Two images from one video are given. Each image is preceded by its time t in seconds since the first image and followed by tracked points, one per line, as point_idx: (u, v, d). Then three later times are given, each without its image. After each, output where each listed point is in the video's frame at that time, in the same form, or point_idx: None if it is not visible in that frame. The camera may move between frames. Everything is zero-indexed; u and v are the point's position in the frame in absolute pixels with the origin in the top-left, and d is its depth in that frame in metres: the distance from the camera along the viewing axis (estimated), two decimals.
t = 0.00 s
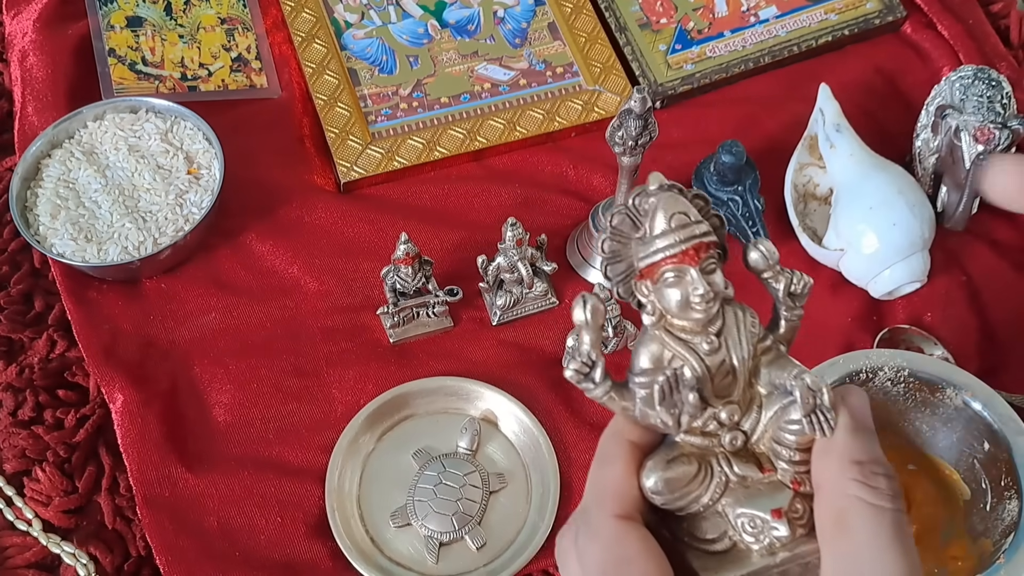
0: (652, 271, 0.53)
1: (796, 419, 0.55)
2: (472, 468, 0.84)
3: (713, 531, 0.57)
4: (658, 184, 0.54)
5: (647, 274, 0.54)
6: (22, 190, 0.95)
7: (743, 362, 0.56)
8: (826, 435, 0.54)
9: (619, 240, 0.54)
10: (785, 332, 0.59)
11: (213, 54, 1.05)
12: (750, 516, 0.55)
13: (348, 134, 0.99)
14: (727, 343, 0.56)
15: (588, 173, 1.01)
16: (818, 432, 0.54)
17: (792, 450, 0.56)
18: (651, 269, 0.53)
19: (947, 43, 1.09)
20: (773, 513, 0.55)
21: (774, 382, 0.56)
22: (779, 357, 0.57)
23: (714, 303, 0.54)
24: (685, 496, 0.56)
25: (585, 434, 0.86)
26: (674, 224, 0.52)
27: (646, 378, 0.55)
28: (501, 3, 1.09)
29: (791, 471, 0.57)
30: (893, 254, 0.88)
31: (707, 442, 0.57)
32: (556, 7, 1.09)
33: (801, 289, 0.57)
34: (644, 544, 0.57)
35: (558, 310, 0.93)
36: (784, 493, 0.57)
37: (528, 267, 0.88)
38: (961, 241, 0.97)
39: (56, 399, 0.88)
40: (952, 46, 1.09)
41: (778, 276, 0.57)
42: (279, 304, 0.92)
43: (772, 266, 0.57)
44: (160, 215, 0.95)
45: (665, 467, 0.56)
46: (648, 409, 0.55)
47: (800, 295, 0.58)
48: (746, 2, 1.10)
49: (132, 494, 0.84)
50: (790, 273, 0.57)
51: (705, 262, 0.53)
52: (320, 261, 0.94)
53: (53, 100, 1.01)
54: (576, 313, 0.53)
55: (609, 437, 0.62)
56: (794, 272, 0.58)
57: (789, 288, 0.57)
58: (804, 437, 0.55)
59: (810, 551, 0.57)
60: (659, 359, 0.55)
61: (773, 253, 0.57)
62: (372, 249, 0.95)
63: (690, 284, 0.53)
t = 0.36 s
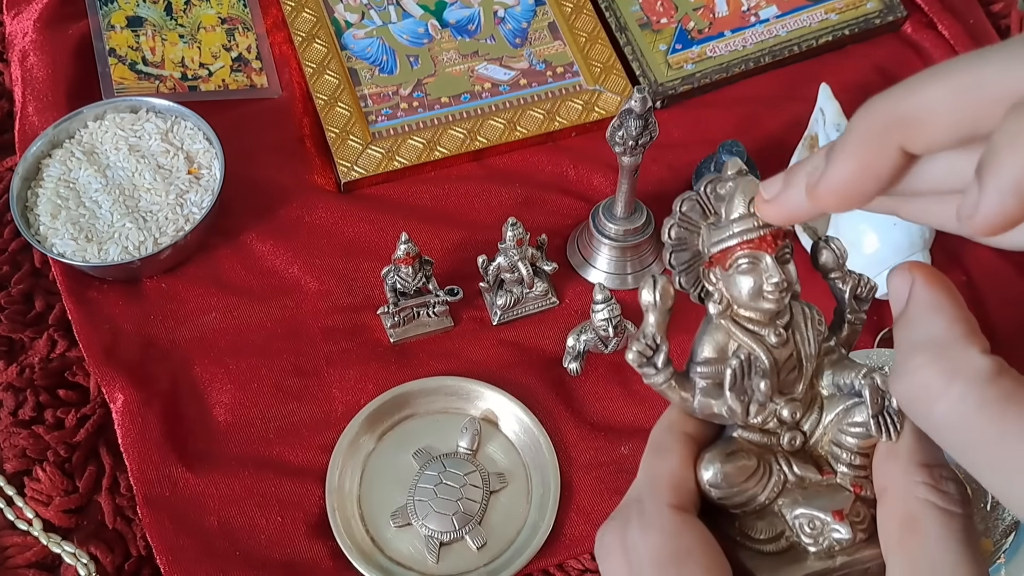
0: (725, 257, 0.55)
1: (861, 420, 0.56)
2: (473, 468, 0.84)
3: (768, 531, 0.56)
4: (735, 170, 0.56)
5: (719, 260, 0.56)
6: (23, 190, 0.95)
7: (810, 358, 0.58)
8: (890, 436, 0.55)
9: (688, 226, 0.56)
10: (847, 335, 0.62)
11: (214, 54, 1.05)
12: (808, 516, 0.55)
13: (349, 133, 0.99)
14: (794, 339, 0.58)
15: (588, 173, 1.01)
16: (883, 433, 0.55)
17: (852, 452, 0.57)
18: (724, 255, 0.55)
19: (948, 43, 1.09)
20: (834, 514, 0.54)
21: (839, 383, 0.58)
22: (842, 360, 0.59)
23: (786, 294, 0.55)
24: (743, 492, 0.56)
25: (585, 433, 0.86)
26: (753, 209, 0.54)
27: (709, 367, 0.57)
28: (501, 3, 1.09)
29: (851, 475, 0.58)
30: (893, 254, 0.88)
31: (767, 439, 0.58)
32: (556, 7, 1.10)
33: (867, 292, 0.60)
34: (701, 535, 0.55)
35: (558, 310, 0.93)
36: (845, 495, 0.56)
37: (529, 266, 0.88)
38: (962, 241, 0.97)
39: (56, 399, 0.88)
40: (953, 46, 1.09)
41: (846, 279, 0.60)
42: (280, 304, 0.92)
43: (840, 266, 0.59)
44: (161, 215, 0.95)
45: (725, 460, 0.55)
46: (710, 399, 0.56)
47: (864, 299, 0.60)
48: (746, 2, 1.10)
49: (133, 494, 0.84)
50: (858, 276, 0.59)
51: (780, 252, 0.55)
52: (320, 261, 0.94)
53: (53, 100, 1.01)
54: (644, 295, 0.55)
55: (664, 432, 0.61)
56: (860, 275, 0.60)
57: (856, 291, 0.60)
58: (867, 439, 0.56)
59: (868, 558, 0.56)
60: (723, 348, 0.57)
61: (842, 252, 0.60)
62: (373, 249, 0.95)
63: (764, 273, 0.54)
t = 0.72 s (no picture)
0: (721, 269, 0.54)
1: (856, 432, 0.56)
2: (473, 468, 0.84)
3: (764, 541, 0.56)
4: (732, 182, 0.55)
5: (715, 272, 0.55)
6: (23, 190, 0.95)
7: (806, 369, 0.57)
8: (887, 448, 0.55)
9: (684, 238, 0.55)
10: (842, 345, 0.60)
11: (214, 55, 1.05)
12: (804, 527, 0.55)
13: (349, 134, 0.99)
14: (790, 350, 0.57)
15: (588, 173, 1.01)
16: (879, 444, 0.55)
17: (848, 463, 0.57)
18: (720, 267, 0.54)
19: (948, 43, 1.09)
20: (829, 525, 0.54)
21: (835, 395, 0.57)
22: (838, 371, 0.58)
23: (782, 306, 0.54)
24: (739, 504, 0.55)
25: (586, 434, 0.86)
26: (749, 221, 0.53)
27: (704, 379, 0.56)
28: (501, 3, 1.09)
29: (847, 485, 0.57)
30: (894, 254, 0.87)
31: (763, 450, 0.57)
32: (556, 7, 1.10)
33: (863, 302, 0.59)
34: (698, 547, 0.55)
35: (559, 311, 0.93)
36: (841, 505, 0.56)
37: (530, 267, 0.88)
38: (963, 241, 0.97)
39: (56, 399, 0.88)
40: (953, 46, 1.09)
41: (842, 289, 0.58)
42: (280, 305, 0.92)
43: (837, 276, 0.58)
44: (161, 215, 0.95)
45: (721, 472, 0.55)
46: (706, 411, 0.56)
47: (861, 309, 0.59)
48: (747, 2, 1.10)
49: (133, 495, 0.84)
50: (854, 286, 0.58)
51: (775, 263, 0.54)
52: (320, 262, 0.94)
53: (54, 100, 1.01)
54: (639, 307, 0.54)
55: (661, 442, 0.61)
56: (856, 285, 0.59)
57: (852, 301, 0.59)
58: (863, 450, 0.56)
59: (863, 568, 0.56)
60: (719, 360, 0.56)
61: (838, 262, 0.58)
62: (373, 249, 0.95)
63: (760, 285, 0.53)
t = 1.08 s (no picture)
0: (740, 291, 0.52)
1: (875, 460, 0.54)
2: (473, 469, 0.84)
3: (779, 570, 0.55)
4: (751, 201, 0.52)
5: (734, 294, 0.52)
6: (23, 191, 0.95)
7: (824, 395, 0.56)
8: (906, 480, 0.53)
9: (701, 257, 0.52)
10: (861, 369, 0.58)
11: (214, 55, 1.05)
12: (821, 557, 0.54)
13: (349, 134, 0.99)
14: (810, 374, 0.55)
15: (588, 174, 1.01)
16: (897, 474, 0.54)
17: (865, 492, 0.56)
18: (739, 289, 0.52)
19: (948, 43, 1.09)
20: (846, 557, 0.54)
21: (853, 421, 0.56)
22: (856, 397, 0.57)
23: (802, 330, 0.52)
24: (755, 533, 0.55)
25: (585, 435, 0.86)
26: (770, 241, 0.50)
27: (720, 404, 0.55)
28: (501, 3, 1.09)
29: (865, 514, 0.56)
30: (894, 255, 0.88)
31: (779, 477, 0.56)
32: (556, 8, 1.10)
33: (884, 327, 0.57)
34: None
35: (558, 311, 0.94)
36: (858, 536, 0.55)
37: (530, 267, 0.88)
38: (962, 242, 0.97)
39: (57, 400, 0.88)
40: (953, 46, 1.09)
41: (862, 313, 0.56)
42: (281, 305, 0.92)
43: (856, 300, 0.56)
44: (161, 216, 0.95)
45: (737, 500, 0.54)
46: (722, 436, 0.55)
47: (881, 333, 0.57)
48: (746, 3, 1.10)
49: (134, 495, 0.84)
50: (875, 309, 0.56)
51: (797, 287, 0.51)
52: (320, 262, 0.94)
53: (54, 101, 1.01)
54: (656, 329, 0.53)
55: (675, 466, 0.60)
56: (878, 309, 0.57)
57: (871, 325, 0.56)
58: (881, 479, 0.55)
59: None
60: (736, 385, 0.55)
61: (858, 285, 0.56)
62: (373, 250, 0.96)
63: (780, 308, 0.51)
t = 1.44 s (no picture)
0: (775, 288, 0.54)
1: (901, 462, 0.55)
2: (473, 469, 0.84)
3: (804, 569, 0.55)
4: (789, 200, 0.54)
5: (768, 291, 0.54)
6: (23, 191, 0.95)
7: (853, 395, 0.57)
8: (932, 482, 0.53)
9: (735, 254, 0.55)
10: (887, 372, 0.60)
11: (214, 56, 1.06)
12: (845, 557, 0.54)
13: (349, 134, 0.99)
14: (839, 374, 0.56)
15: (588, 174, 1.01)
16: (924, 476, 0.53)
17: (890, 494, 0.56)
18: (774, 286, 0.54)
19: (947, 44, 1.09)
20: (871, 557, 0.53)
21: (880, 423, 0.57)
22: (883, 399, 0.58)
23: (835, 329, 0.54)
24: (781, 530, 0.54)
25: (585, 434, 0.86)
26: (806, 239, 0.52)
27: (751, 401, 0.56)
28: (501, 4, 1.09)
29: (888, 516, 0.57)
30: (893, 258, 0.89)
31: (805, 476, 0.57)
32: (556, 8, 1.10)
33: (911, 331, 0.59)
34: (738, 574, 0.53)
35: (558, 311, 0.94)
36: (883, 537, 0.55)
37: (529, 267, 0.88)
38: (962, 243, 0.97)
39: (57, 400, 0.88)
40: (952, 47, 1.09)
41: (892, 317, 0.59)
42: (280, 305, 0.92)
43: (886, 303, 0.59)
44: (161, 216, 0.95)
45: (764, 496, 0.54)
46: (750, 432, 0.56)
47: (908, 337, 0.60)
48: (746, 3, 1.10)
49: (134, 495, 0.84)
50: (903, 314, 0.59)
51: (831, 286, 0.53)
52: (320, 262, 0.95)
53: (54, 101, 1.01)
54: (690, 323, 0.53)
55: (700, 463, 0.59)
56: (904, 314, 0.60)
57: (899, 329, 0.59)
58: (906, 481, 0.55)
59: None
60: (766, 381, 0.56)
61: (888, 289, 0.59)
62: (372, 250, 0.96)
63: (814, 307, 0.53)
